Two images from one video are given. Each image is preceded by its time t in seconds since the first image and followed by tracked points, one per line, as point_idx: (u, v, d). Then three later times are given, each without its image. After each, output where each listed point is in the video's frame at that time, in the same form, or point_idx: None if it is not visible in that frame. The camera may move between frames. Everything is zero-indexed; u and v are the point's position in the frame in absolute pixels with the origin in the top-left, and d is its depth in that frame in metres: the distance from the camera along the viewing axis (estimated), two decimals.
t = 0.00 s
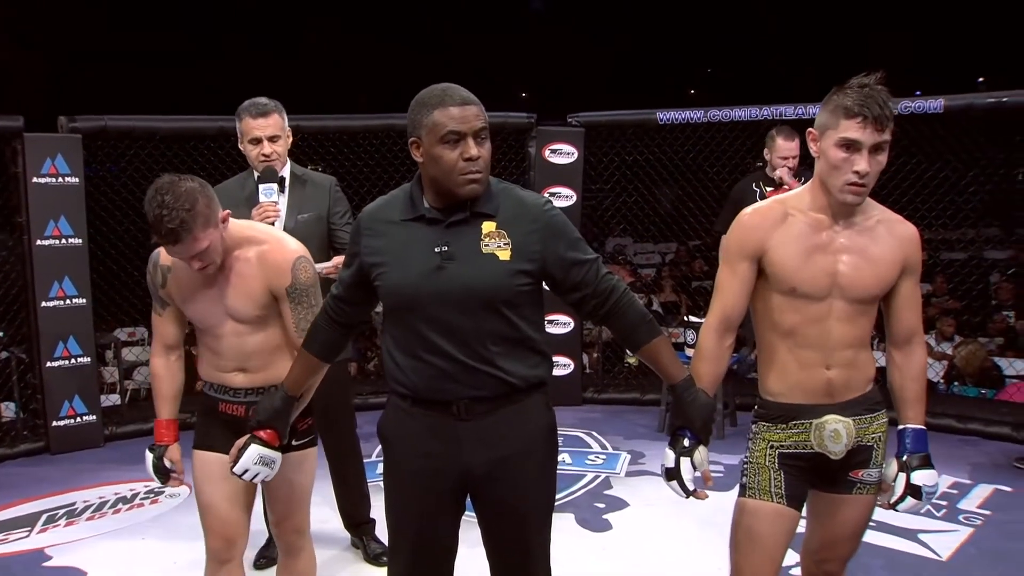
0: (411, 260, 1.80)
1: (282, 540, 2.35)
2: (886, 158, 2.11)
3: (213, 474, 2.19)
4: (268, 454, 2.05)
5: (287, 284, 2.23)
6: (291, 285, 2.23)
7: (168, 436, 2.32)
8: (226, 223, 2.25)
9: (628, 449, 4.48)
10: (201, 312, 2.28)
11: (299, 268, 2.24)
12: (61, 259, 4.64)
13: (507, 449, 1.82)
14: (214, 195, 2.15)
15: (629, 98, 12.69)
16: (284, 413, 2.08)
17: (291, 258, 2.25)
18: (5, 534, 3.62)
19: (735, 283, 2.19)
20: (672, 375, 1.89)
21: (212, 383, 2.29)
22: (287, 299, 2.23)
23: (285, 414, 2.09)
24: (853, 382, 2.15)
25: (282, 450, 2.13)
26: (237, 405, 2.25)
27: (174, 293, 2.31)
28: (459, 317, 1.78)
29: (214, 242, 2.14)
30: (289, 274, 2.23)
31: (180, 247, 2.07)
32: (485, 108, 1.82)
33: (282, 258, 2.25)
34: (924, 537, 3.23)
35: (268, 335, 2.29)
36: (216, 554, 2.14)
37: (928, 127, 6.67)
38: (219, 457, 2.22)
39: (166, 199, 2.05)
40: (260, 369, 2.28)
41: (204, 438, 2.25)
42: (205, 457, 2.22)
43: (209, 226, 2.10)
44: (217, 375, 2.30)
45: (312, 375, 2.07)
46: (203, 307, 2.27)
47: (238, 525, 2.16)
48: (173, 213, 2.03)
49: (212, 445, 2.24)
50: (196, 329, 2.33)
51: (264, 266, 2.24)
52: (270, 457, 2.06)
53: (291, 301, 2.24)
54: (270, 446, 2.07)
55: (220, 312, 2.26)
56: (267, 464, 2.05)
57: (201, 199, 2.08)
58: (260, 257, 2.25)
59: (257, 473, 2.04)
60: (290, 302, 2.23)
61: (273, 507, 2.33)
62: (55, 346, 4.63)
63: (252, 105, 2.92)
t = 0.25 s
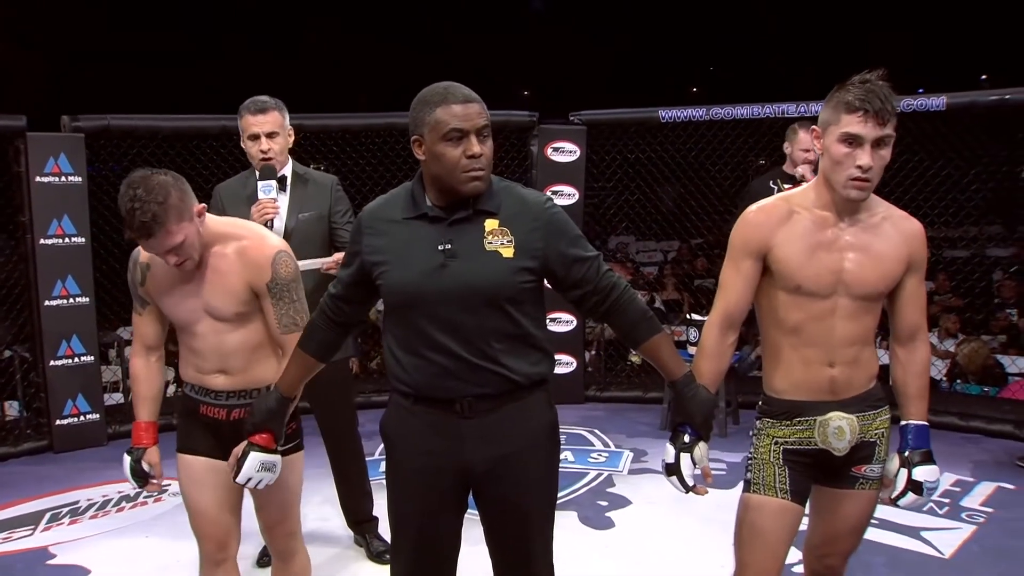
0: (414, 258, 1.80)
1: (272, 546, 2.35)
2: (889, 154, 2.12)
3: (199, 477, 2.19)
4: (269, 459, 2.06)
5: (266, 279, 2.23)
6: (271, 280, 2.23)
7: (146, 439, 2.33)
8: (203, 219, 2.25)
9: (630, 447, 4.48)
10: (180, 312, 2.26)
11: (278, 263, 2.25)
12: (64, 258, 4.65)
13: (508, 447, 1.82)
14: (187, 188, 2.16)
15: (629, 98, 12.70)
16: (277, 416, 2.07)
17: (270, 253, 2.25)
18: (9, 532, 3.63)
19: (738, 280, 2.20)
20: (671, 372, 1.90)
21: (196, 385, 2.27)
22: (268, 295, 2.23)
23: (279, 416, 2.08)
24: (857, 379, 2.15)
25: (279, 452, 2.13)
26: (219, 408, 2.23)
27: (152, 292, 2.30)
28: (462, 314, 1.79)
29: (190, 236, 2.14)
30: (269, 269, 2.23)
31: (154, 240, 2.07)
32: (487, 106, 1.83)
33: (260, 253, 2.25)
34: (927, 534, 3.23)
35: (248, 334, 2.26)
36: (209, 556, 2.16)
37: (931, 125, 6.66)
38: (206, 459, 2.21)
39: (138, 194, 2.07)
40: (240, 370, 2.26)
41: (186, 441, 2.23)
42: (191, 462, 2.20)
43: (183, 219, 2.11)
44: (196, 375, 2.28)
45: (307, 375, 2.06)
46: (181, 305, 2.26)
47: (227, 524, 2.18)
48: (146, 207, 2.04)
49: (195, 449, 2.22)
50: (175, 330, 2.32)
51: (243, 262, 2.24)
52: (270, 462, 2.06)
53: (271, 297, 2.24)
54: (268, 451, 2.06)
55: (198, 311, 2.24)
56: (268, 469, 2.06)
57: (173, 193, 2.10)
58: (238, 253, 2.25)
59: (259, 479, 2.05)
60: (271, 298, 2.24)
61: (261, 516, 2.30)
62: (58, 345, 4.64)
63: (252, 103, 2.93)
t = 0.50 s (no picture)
0: (431, 253, 1.81)
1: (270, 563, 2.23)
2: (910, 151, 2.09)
3: (190, 482, 2.15)
4: (272, 453, 2.07)
5: (260, 267, 2.18)
6: (267, 269, 2.18)
7: (126, 438, 2.29)
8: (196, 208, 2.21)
9: (644, 444, 4.48)
10: (170, 305, 2.20)
11: (273, 251, 2.20)
12: (81, 251, 4.69)
13: (523, 441, 1.82)
14: (179, 173, 2.12)
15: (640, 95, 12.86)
16: (278, 410, 2.08)
17: (264, 242, 2.21)
18: (27, 522, 3.67)
19: (756, 280, 2.19)
20: (684, 368, 1.89)
21: (181, 386, 2.21)
22: (264, 284, 2.18)
23: (281, 410, 2.08)
24: (873, 380, 2.14)
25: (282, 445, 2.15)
26: (206, 409, 2.17)
27: (141, 285, 2.25)
28: (479, 309, 1.79)
29: (181, 220, 2.09)
30: (264, 257, 2.19)
31: (144, 222, 2.02)
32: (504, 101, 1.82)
33: (255, 242, 2.21)
34: (942, 534, 3.21)
35: (240, 326, 2.21)
36: (209, 557, 2.15)
37: (949, 123, 6.60)
38: (195, 465, 2.16)
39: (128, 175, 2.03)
40: (232, 365, 2.20)
41: (175, 448, 2.17)
42: (180, 468, 2.16)
43: (173, 202, 2.06)
44: (186, 371, 2.22)
45: (310, 369, 2.06)
46: (171, 297, 2.20)
47: (225, 523, 2.16)
48: (135, 188, 2.00)
49: (185, 455, 2.16)
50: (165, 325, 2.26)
51: (236, 251, 2.19)
52: (273, 455, 2.08)
53: (266, 287, 2.19)
54: (270, 444, 2.08)
55: (189, 302, 2.19)
56: (270, 463, 2.08)
57: (163, 173, 2.05)
58: (232, 242, 2.21)
59: (262, 473, 2.07)
60: (266, 287, 2.18)
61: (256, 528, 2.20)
62: (75, 338, 4.68)
63: (266, 96, 2.96)
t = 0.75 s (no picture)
0: (440, 261, 1.81)
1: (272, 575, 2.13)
2: (918, 158, 2.09)
3: (187, 491, 2.13)
4: (273, 455, 2.05)
5: (259, 267, 2.18)
6: (267, 270, 2.19)
7: (121, 402, 2.24)
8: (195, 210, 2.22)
9: (650, 452, 4.47)
10: (164, 308, 2.17)
11: (274, 253, 2.22)
12: (92, 254, 4.72)
13: (529, 448, 1.83)
14: (181, 171, 2.12)
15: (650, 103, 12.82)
16: (274, 414, 2.07)
17: (264, 244, 2.22)
18: (35, 524, 3.69)
19: (764, 288, 2.19)
20: (693, 374, 1.90)
21: (174, 396, 2.18)
22: (264, 285, 2.19)
23: (281, 413, 2.07)
24: (881, 390, 2.14)
25: (281, 449, 2.13)
26: (198, 416, 2.14)
27: (133, 288, 2.23)
28: (488, 316, 1.80)
29: (183, 218, 2.08)
30: (264, 258, 2.20)
31: (147, 217, 2.00)
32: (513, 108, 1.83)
33: (254, 244, 2.22)
34: (950, 546, 3.20)
35: (236, 328, 2.18)
36: (209, 565, 2.13)
37: (959, 133, 6.59)
38: (191, 475, 2.14)
39: (132, 169, 2.03)
40: (226, 371, 2.17)
41: (169, 460, 2.15)
42: (177, 479, 2.13)
43: (176, 199, 2.06)
44: (178, 377, 2.18)
45: (313, 372, 2.06)
46: (165, 299, 2.17)
47: (224, 528, 2.15)
48: (141, 182, 1.99)
49: (181, 467, 2.14)
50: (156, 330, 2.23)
51: (235, 252, 2.19)
52: (274, 458, 2.05)
53: (265, 288, 2.19)
54: (270, 446, 2.06)
55: (184, 304, 2.16)
56: (271, 465, 2.05)
57: (167, 169, 2.05)
58: (231, 245, 2.21)
59: (265, 475, 2.04)
60: (266, 288, 2.19)
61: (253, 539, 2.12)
62: (84, 340, 4.70)
63: (274, 101, 2.98)
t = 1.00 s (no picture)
0: (440, 260, 1.82)
1: None
2: (911, 152, 2.09)
3: (181, 497, 2.12)
4: (273, 465, 2.02)
5: (252, 264, 2.17)
6: (260, 266, 2.19)
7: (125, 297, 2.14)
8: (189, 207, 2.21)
9: (650, 451, 4.48)
10: (155, 308, 2.15)
11: (267, 250, 2.22)
12: (93, 255, 4.72)
13: (529, 446, 1.84)
14: (172, 168, 2.11)
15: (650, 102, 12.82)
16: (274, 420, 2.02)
17: (257, 241, 2.22)
18: (36, 523, 3.69)
19: (765, 285, 2.20)
20: (694, 369, 1.91)
21: (165, 400, 2.16)
22: (256, 282, 2.18)
23: (281, 421, 2.04)
24: (878, 386, 2.14)
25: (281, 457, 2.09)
26: (191, 421, 2.12)
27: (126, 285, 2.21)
28: (489, 315, 1.80)
29: (172, 215, 2.08)
30: (258, 255, 2.19)
31: (134, 213, 2.00)
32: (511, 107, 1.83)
33: (248, 241, 2.21)
34: (948, 543, 3.21)
35: (227, 327, 2.16)
36: (207, 571, 2.15)
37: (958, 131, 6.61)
38: (184, 482, 2.13)
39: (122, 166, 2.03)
40: (216, 372, 2.14)
41: (166, 466, 2.13)
42: (170, 485, 2.12)
43: (166, 195, 2.05)
44: (169, 378, 2.15)
45: (311, 378, 2.07)
46: (156, 296, 2.15)
47: (220, 534, 2.16)
48: (130, 177, 1.99)
49: (177, 474, 2.12)
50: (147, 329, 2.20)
51: (228, 249, 2.18)
52: (275, 467, 2.02)
53: (258, 285, 2.18)
54: (271, 456, 2.02)
55: (175, 302, 2.14)
56: (272, 474, 2.02)
57: (154, 165, 2.03)
58: (224, 242, 2.20)
59: (267, 486, 2.01)
60: (259, 285, 2.18)
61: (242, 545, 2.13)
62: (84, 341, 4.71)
63: (272, 98, 3.02)
